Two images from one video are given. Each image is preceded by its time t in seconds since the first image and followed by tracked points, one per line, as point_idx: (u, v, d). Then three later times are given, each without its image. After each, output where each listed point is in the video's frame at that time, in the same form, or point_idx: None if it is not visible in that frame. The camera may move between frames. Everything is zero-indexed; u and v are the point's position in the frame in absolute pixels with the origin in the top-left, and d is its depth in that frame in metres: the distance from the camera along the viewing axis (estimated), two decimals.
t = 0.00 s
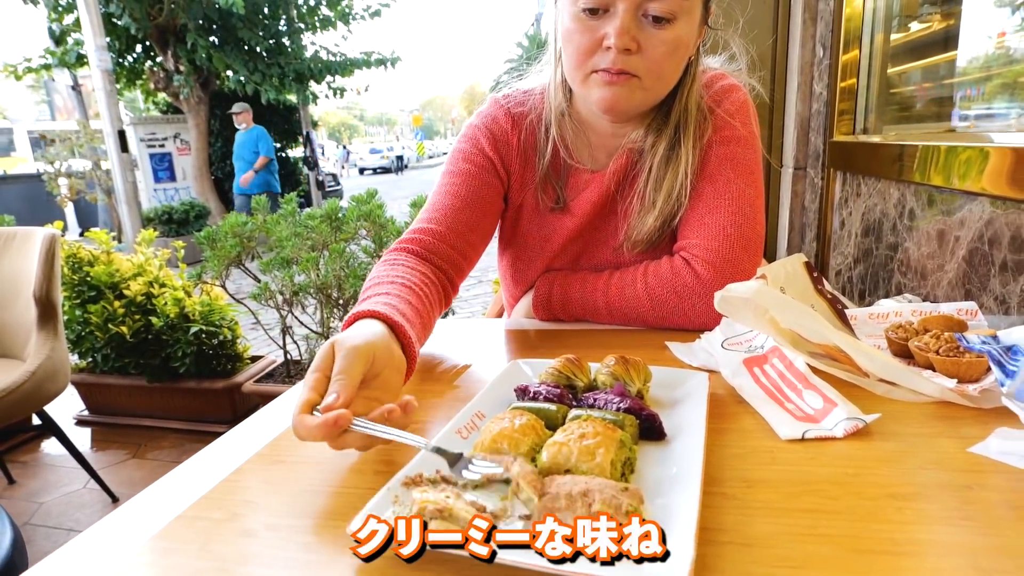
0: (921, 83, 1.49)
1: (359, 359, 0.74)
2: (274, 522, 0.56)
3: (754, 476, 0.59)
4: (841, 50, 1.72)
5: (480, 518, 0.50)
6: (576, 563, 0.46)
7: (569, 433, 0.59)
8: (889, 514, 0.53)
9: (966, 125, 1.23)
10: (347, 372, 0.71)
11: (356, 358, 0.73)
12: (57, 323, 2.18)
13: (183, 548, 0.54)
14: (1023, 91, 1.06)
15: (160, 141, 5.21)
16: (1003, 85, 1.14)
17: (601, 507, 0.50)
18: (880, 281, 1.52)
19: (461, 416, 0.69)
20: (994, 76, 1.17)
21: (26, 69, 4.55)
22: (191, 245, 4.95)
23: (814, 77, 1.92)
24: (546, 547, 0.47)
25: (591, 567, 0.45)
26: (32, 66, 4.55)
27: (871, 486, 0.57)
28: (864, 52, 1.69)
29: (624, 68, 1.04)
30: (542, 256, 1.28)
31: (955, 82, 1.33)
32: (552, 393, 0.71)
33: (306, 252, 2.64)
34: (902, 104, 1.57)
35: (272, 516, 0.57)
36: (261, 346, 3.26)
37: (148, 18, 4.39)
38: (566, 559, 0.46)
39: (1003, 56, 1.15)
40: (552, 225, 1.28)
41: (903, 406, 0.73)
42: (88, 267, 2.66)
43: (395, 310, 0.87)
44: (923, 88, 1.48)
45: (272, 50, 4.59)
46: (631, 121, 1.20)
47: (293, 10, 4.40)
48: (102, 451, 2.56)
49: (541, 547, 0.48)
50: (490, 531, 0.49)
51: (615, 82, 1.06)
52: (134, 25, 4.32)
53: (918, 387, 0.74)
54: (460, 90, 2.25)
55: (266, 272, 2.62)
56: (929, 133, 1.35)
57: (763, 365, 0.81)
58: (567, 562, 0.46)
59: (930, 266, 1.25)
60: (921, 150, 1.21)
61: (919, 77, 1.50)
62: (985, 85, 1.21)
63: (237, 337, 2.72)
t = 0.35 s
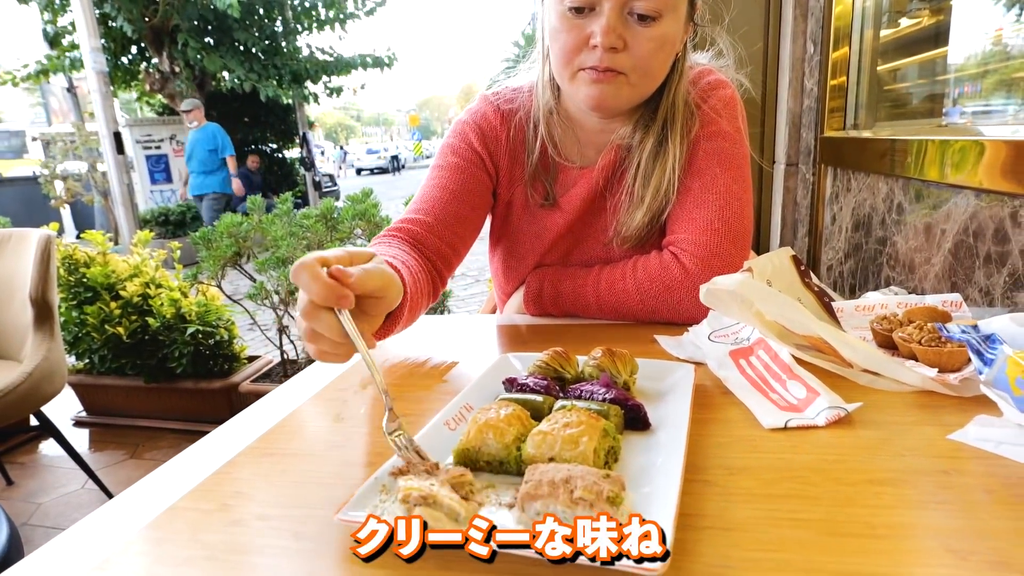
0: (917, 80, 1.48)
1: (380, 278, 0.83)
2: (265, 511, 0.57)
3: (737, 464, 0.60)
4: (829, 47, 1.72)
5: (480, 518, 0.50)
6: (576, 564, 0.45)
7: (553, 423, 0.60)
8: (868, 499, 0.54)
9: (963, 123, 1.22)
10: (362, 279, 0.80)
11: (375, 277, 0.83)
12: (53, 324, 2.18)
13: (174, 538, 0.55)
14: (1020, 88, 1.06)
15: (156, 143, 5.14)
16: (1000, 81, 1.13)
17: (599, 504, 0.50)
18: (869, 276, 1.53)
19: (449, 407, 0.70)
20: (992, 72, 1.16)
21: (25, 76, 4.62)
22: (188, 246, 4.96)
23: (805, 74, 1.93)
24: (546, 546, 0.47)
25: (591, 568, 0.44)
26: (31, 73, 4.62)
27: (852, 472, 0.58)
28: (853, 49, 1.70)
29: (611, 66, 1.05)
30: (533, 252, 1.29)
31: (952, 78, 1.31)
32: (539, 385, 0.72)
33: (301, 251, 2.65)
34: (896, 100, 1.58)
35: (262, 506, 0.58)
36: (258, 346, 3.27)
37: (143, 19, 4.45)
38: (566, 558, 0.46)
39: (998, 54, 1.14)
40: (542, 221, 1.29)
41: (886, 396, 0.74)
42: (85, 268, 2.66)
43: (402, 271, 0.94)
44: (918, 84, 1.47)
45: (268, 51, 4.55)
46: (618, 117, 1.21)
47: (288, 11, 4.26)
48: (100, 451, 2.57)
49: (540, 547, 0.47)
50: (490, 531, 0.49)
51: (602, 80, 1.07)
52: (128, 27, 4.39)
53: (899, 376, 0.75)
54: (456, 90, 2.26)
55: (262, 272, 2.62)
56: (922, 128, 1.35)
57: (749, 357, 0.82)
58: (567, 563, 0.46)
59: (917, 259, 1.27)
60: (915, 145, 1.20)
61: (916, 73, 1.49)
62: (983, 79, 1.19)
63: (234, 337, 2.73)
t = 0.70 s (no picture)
0: (913, 75, 1.48)
1: (378, 345, 0.74)
2: (263, 513, 0.58)
3: (730, 462, 0.61)
4: (823, 44, 1.72)
5: (480, 519, 0.51)
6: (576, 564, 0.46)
7: (548, 423, 0.61)
8: (860, 496, 0.54)
9: (958, 115, 1.20)
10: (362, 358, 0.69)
11: (375, 340, 0.74)
12: (51, 325, 2.18)
13: (172, 540, 0.55)
14: (1015, 81, 1.06)
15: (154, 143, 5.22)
16: (995, 75, 1.13)
17: (594, 503, 0.50)
18: (865, 271, 1.54)
19: (445, 408, 0.70)
20: (987, 66, 1.16)
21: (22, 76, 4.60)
22: (185, 247, 4.95)
23: (799, 71, 1.93)
24: (546, 547, 0.47)
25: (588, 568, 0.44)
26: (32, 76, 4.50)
27: (844, 469, 0.58)
28: (846, 45, 1.69)
29: (605, 65, 1.06)
30: (530, 251, 1.30)
31: (948, 72, 1.31)
32: (535, 385, 0.73)
33: (299, 251, 2.65)
34: (891, 95, 1.58)
35: (259, 507, 0.59)
36: (257, 346, 3.28)
37: (141, 20, 4.42)
38: (566, 559, 0.46)
39: (995, 48, 1.13)
40: (539, 220, 1.29)
41: (878, 392, 0.74)
42: (83, 268, 2.66)
43: (405, 297, 0.88)
44: (913, 80, 1.47)
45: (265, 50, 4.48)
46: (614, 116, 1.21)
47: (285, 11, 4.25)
48: (100, 452, 2.58)
49: (540, 547, 0.47)
50: (490, 531, 0.49)
51: (596, 80, 1.07)
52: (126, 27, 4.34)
53: (892, 373, 0.75)
54: (453, 89, 2.26)
55: (260, 271, 2.63)
56: (915, 124, 1.35)
57: (743, 354, 0.82)
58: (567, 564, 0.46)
59: (911, 256, 1.27)
60: (908, 141, 1.20)
61: (911, 69, 1.49)
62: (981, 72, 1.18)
63: (232, 337, 2.73)
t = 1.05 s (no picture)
0: (914, 75, 1.48)
1: (338, 325, 0.74)
2: (262, 512, 0.57)
3: (730, 461, 0.60)
4: (824, 43, 1.73)
5: (480, 519, 0.50)
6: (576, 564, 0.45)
7: (547, 422, 0.60)
8: (860, 494, 0.54)
9: (960, 116, 1.21)
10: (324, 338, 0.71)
11: (333, 323, 0.74)
12: (52, 327, 2.18)
13: (170, 540, 0.55)
14: (1017, 82, 1.06)
15: (154, 145, 5.22)
16: (997, 75, 1.13)
17: (599, 503, 0.50)
18: (865, 272, 1.54)
19: (445, 407, 0.70)
20: (988, 67, 1.16)
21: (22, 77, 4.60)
22: (186, 249, 4.95)
23: (799, 71, 1.93)
24: (546, 546, 0.47)
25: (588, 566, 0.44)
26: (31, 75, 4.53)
27: (844, 469, 0.58)
28: (847, 46, 1.70)
29: (607, 63, 1.06)
30: (530, 250, 1.30)
31: (949, 72, 1.31)
32: (534, 384, 0.72)
33: (299, 253, 2.65)
34: (892, 96, 1.57)
35: (258, 506, 0.58)
36: (257, 348, 3.28)
37: (140, 23, 4.40)
38: (566, 559, 0.45)
39: (997, 48, 1.13)
40: (540, 219, 1.29)
41: (878, 392, 0.74)
42: (83, 271, 2.66)
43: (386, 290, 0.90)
44: (914, 80, 1.47)
45: (264, 52, 4.46)
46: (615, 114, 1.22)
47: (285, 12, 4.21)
48: (100, 454, 2.57)
49: (540, 547, 0.47)
50: (490, 531, 0.49)
51: (598, 78, 1.07)
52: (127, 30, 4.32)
53: (893, 372, 0.75)
54: (454, 90, 2.26)
55: (260, 273, 2.63)
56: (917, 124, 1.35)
57: (743, 354, 0.82)
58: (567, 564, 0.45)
59: (912, 256, 1.27)
60: (909, 141, 1.20)
61: (912, 69, 1.49)
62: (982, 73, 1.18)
63: (233, 339, 2.71)
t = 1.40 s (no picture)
0: (921, 73, 1.47)
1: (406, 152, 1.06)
2: (269, 514, 0.57)
3: (737, 465, 0.60)
4: (829, 44, 1.74)
5: (480, 518, 0.50)
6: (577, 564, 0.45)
7: (553, 425, 0.60)
8: (869, 500, 0.54)
9: (970, 114, 1.20)
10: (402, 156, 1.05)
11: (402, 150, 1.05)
12: (62, 328, 2.19)
13: (177, 542, 0.55)
14: None
15: (161, 148, 5.19)
16: (1007, 73, 1.12)
17: (603, 506, 0.50)
18: (872, 274, 1.53)
19: (450, 410, 0.70)
20: (998, 64, 1.15)
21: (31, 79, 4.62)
22: (192, 250, 4.98)
23: (804, 71, 1.93)
24: (546, 547, 0.47)
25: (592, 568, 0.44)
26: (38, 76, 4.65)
27: (853, 473, 0.58)
28: (852, 45, 1.70)
29: (605, 58, 1.06)
30: (536, 247, 1.30)
31: (957, 70, 1.31)
32: (539, 387, 0.72)
33: (303, 254, 2.66)
34: (898, 95, 1.56)
35: (264, 509, 0.58)
36: (262, 349, 3.29)
37: (146, 26, 4.41)
38: (566, 558, 0.46)
39: (1008, 45, 1.12)
40: (549, 216, 1.29)
41: (886, 397, 0.74)
42: (91, 272, 2.65)
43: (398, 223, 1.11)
44: (922, 79, 1.46)
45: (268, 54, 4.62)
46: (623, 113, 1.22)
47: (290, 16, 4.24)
48: (107, 453, 2.59)
49: (540, 547, 0.47)
50: (490, 531, 0.49)
51: (597, 75, 1.07)
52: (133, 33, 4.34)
53: (901, 377, 0.75)
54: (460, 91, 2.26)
55: (265, 275, 2.64)
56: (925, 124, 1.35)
57: (748, 358, 0.82)
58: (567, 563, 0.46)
59: (920, 258, 1.27)
60: (917, 141, 1.19)
61: (918, 67, 1.48)
62: (991, 69, 1.18)
63: (238, 340, 2.73)
